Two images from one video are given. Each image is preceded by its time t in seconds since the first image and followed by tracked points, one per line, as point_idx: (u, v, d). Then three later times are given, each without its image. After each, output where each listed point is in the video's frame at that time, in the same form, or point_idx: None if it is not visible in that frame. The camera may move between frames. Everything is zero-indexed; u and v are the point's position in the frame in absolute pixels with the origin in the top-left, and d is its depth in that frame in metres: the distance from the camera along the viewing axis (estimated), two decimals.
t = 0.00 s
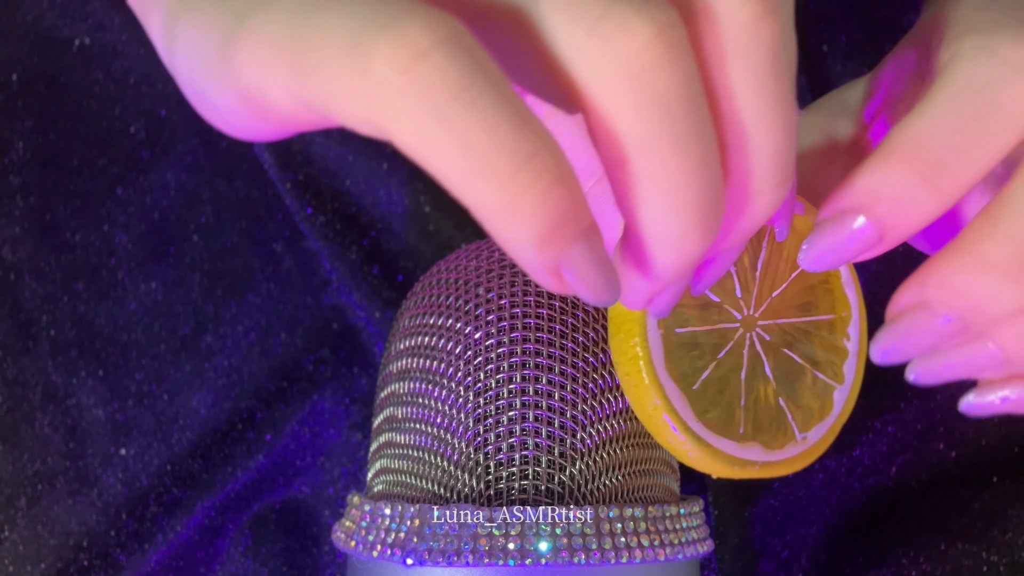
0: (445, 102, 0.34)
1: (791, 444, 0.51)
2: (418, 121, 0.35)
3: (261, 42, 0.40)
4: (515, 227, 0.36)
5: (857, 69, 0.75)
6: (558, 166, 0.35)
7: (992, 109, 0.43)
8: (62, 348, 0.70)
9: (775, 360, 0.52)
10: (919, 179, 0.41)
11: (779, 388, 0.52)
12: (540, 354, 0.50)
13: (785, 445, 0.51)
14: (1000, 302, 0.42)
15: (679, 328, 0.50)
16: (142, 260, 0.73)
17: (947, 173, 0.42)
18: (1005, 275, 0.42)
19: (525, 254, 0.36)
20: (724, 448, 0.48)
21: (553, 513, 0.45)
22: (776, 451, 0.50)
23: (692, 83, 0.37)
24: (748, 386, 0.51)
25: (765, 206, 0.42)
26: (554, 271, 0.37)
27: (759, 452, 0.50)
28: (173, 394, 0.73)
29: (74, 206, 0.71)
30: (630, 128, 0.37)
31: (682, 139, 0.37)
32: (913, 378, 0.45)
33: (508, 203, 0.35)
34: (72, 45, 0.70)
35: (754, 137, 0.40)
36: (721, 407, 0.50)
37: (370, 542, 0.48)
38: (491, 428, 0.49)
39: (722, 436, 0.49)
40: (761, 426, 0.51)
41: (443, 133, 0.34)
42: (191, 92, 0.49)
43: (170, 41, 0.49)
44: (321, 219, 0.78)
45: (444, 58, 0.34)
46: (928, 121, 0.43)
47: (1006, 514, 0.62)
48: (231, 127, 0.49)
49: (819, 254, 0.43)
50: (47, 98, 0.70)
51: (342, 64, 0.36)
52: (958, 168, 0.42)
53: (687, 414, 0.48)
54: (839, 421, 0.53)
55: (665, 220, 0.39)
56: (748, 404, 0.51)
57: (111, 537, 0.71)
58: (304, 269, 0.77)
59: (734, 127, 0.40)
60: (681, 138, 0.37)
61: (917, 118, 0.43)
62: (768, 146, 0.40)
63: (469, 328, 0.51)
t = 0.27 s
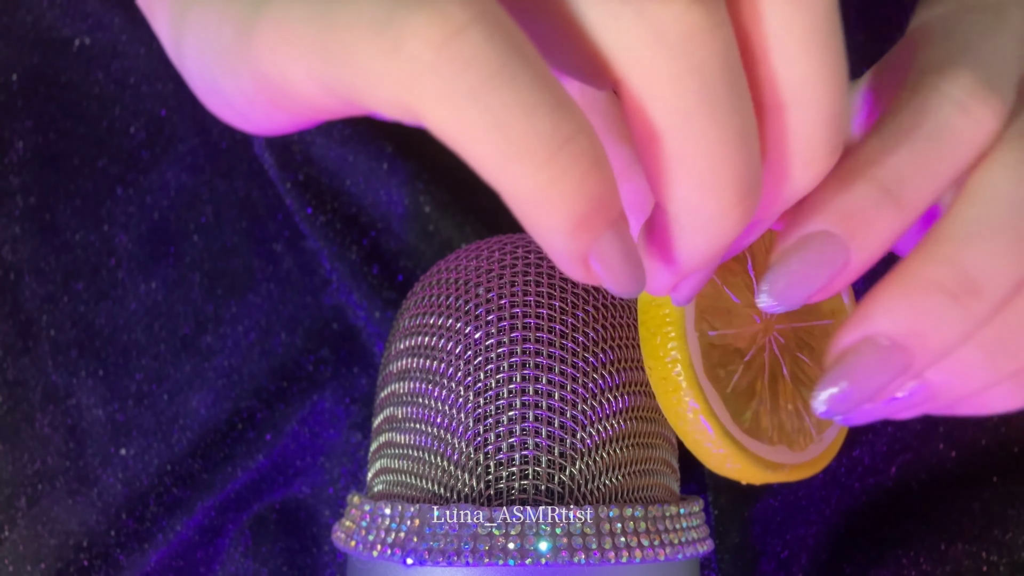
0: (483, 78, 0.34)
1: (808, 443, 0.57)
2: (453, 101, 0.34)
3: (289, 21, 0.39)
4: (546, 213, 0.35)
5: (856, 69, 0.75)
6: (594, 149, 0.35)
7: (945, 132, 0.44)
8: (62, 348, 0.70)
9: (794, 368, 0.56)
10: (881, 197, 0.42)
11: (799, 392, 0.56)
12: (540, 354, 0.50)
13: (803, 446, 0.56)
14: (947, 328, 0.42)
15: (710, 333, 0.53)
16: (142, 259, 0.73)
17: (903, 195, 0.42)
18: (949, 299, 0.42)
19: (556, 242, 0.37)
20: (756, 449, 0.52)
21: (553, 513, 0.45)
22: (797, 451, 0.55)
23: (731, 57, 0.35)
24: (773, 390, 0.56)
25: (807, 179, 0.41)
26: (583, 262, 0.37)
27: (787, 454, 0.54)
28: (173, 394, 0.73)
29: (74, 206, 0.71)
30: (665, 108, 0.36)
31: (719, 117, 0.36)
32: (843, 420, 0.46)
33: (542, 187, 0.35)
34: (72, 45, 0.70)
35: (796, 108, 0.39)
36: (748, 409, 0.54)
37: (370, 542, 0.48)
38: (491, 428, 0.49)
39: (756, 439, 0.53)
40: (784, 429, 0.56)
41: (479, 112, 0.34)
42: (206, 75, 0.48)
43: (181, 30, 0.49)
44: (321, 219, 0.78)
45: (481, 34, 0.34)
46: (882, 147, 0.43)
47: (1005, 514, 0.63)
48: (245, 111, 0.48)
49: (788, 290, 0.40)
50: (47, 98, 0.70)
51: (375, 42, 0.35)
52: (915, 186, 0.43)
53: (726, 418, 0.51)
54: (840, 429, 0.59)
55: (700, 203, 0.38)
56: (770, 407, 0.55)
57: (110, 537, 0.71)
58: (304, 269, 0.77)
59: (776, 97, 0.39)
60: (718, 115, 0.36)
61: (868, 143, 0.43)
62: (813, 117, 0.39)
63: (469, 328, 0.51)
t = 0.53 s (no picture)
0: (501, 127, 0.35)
1: (787, 449, 0.57)
2: (473, 146, 0.35)
3: (300, 53, 0.39)
4: (562, 245, 0.36)
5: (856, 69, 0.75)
6: (605, 187, 0.36)
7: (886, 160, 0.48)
8: (62, 348, 0.70)
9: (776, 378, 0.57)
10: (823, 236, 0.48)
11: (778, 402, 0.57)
12: (540, 354, 0.50)
13: (782, 452, 0.56)
14: (884, 342, 0.46)
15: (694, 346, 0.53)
16: (142, 259, 0.73)
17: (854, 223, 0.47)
18: (882, 316, 0.46)
19: (571, 273, 0.37)
20: (742, 458, 0.52)
21: (553, 513, 0.45)
22: (777, 456, 0.56)
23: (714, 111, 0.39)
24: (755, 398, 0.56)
25: (852, 178, 0.41)
26: (599, 293, 0.37)
27: (768, 459, 0.54)
28: (173, 394, 0.73)
29: (74, 207, 0.71)
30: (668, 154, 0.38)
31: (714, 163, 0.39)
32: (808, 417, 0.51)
33: (555, 226, 0.36)
34: (73, 45, 0.70)
35: (810, 125, 0.40)
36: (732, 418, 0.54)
37: (370, 542, 0.48)
38: (491, 428, 0.49)
39: (738, 447, 0.53)
40: (765, 436, 0.56)
41: (494, 159, 0.35)
42: (213, 89, 0.48)
43: (190, 37, 0.48)
44: (321, 219, 0.78)
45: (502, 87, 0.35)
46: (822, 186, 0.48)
47: (1006, 514, 0.63)
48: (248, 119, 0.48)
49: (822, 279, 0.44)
50: (47, 98, 0.70)
51: (392, 85, 0.36)
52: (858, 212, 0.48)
53: (711, 427, 0.51)
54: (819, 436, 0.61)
55: (704, 239, 0.39)
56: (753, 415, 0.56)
57: (111, 537, 0.71)
58: (304, 269, 0.77)
59: (784, 125, 0.40)
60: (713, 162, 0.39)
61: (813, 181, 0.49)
62: (833, 126, 0.39)
63: (469, 328, 0.52)
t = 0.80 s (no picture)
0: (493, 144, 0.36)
1: (765, 446, 0.54)
2: (452, 171, 0.36)
3: (279, 72, 0.39)
4: (529, 264, 0.37)
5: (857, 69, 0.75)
6: (576, 209, 0.37)
7: (876, 173, 0.48)
8: (62, 348, 0.70)
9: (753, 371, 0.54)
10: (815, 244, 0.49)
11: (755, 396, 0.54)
12: (540, 354, 0.50)
13: (760, 448, 0.53)
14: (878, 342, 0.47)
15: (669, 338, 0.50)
16: (142, 260, 0.73)
17: (835, 238, 0.49)
18: (878, 318, 0.46)
19: (541, 288, 0.37)
20: (711, 453, 0.50)
21: (553, 513, 0.45)
22: (752, 453, 0.53)
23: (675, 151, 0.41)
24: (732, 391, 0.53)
25: (795, 218, 0.42)
26: (569, 306, 0.38)
27: (741, 456, 0.52)
28: (173, 394, 0.73)
29: (74, 207, 0.71)
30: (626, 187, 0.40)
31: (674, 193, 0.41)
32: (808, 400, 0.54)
33: (527, 246, 0.36)
34: (73, 45, 0.70)
35: (752, 171, 0.41)
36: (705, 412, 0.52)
37: (370, 542, 0.48)
38: (491, 428, 0.49)
39: (710, 441, 0.51)
40: (741, 429, 0.53)
41: (472, 181, 0.36)
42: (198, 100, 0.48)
43: (175, 47, 0.48)
44: (321, 219, 0.78)
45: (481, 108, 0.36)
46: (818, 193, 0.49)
47: (1006, 514, 0.63)
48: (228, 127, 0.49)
49: (788, 307, 0.45)
50: (47, 98, 0.70)
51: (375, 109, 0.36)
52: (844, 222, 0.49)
53: (680, 421, 0.49)
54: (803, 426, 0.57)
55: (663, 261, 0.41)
56: (729, 409, 0.53)
57: (111, 537, 0.71)
58: (304, 269, 0.77)
59: (727, 170, 0.42)
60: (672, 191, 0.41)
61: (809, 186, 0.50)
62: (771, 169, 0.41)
63: (469, 328, 0.52)
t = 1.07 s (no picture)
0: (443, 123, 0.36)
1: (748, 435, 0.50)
2: (408, 152, 0.36)
3: (242, 52, 0.40)
4: (479, 245, 0.37)
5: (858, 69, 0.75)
6: (527, 193, 0.37)
7: (897, 147, 0.46)
8: (62, 348, 0.70)
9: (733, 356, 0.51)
10: (831, 217, 0.46)
11: (738, 380, 0.51)
12: (540, 354, 0.50)
13: (742, 433, 0.50)
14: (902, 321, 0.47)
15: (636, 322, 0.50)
16: (142, 260, 0.73)
17: (848, 214, 0.46)
18: (902, 298, 0.46)
19: (488, 267, 0.37)
20: (682, 436, 0.47)
21: (553, 513, 0.45)
22: (734, 439, 0.49)
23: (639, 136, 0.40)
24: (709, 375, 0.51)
25: (716, 231, 0.44)
26: (512, 283, 0.38)
27: (717, 440, 0.49)
28: (173, 394, 0.73)
29: (74, 207, 0.71)
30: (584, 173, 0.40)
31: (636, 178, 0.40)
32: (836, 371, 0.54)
33: (476, 227, 0.36)
34: (73, 46, 0.70)
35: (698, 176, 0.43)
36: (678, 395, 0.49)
37: (370, 542, 0.48)
38: (491, 428, 0.49)
39: (682, 424, 0.48)
40: (720, 414, 0.50)
41: (425, 163, 0.36)
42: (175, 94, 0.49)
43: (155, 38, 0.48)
44: (321, 219, 0.78)
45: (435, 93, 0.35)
46: (837, 164, 0.46)
47: (1005, 514, 0.62)
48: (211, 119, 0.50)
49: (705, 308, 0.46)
50: (47, 98, 0.70)
51: (331, 88, 0.36)
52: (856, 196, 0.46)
53: (647, 402, 0.47)
54: (795, 415, 0.52)
55: (614, 246, 0.41)
56: (708, 394, 0.50)
57: (111, 537, 0.71)
58: (304, 269, 0.77)
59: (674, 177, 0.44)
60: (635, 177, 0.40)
61: (827, 160, 0.47)
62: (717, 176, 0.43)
63: (469, 328, 0.52)
